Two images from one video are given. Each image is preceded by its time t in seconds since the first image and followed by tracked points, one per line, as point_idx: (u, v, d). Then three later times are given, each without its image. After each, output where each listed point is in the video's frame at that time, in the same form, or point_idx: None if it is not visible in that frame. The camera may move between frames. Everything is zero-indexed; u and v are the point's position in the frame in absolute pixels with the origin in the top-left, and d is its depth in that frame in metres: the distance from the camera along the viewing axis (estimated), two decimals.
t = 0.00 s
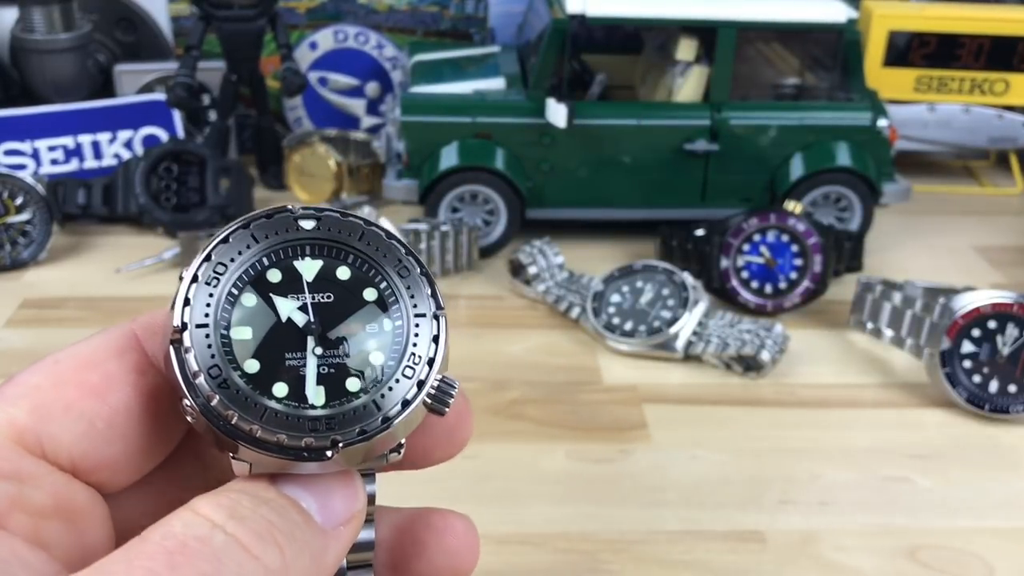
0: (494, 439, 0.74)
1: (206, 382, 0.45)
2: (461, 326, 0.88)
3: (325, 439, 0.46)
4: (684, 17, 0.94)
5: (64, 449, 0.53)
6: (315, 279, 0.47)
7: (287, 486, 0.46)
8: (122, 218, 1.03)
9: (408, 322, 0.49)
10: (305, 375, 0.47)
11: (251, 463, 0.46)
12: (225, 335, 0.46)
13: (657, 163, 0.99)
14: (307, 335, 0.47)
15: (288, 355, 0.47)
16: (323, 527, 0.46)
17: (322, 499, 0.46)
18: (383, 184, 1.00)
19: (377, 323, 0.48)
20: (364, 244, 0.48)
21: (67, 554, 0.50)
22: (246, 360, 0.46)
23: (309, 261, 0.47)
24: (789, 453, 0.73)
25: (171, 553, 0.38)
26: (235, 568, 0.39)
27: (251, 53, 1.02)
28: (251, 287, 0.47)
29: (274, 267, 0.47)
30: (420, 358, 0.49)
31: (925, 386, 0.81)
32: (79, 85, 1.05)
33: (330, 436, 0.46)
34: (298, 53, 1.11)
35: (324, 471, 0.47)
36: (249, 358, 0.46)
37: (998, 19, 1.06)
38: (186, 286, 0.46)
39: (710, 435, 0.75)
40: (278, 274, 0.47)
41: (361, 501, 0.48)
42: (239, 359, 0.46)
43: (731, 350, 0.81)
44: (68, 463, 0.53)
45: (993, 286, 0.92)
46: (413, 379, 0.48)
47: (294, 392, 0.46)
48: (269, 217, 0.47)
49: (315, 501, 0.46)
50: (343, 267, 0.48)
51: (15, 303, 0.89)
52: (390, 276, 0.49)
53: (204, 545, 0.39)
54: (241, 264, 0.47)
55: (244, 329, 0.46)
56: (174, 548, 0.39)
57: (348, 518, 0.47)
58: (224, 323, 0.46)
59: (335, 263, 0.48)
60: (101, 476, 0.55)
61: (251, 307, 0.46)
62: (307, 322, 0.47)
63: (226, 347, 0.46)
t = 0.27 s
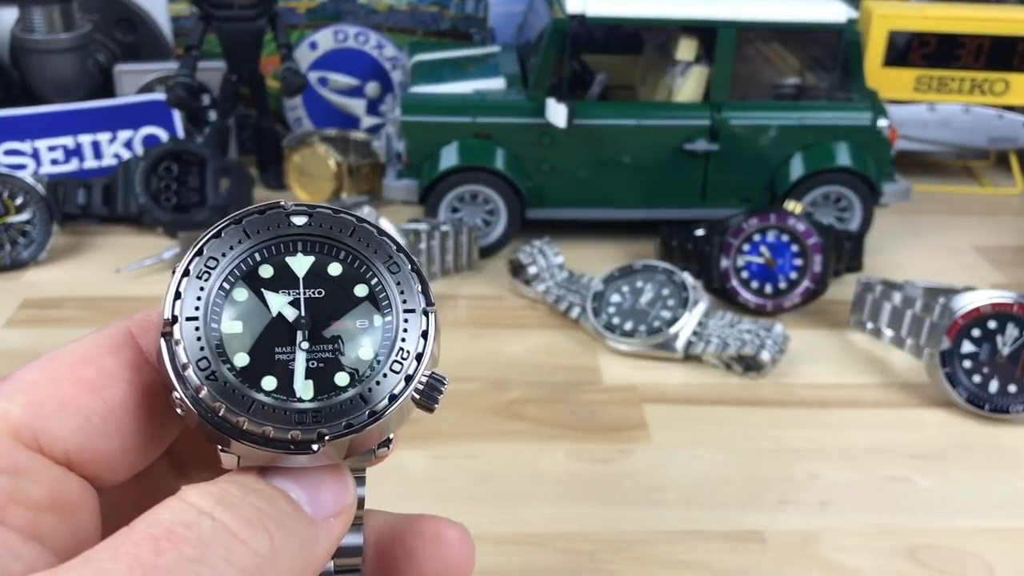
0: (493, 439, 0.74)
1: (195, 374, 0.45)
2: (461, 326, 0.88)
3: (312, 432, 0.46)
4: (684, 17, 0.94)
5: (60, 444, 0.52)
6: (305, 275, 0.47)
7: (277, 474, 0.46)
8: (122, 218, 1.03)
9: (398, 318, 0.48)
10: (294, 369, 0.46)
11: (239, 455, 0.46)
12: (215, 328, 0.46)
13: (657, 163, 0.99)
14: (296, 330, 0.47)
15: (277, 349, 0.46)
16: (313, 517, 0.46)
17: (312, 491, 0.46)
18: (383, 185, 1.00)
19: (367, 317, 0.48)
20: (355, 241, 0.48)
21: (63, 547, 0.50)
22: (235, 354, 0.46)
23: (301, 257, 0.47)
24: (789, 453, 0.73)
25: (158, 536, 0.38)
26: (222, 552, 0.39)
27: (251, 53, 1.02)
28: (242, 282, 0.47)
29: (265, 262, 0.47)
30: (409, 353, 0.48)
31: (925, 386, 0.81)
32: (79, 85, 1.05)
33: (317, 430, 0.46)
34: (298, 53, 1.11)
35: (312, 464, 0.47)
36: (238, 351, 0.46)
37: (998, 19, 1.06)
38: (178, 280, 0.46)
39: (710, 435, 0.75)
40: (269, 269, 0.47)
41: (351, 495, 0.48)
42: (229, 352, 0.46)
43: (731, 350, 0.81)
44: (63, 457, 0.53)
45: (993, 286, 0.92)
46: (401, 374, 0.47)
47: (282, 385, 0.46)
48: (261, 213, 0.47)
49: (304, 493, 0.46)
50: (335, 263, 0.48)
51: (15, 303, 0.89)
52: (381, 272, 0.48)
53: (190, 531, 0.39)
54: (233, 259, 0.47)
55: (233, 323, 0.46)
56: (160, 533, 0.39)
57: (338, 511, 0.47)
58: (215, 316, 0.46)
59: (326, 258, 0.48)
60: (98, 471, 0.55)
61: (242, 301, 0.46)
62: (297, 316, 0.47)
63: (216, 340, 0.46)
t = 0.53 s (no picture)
0: (493, 439, 0.74)
1: (184, 374, 0.45)
2: (461, 326, 0.88)
3: (300, 429, 0.46)
4: (684, 17, 0.94)
5: (50, 445, 0.52)
6: (295, 275, 0.47)
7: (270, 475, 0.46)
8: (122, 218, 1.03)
9: (387, 315, 0.48)
10: (283, 368, 0.46)
11: (230, 455, 0.46)
12: (206, 328, 0.46)
13: (657, 163, 0.99)
14: (285, 330, 0.47)
15: (266, 348, 0.46)
16: (306, 518, 0.46)
17: (307, 493, 0.47)
18: (383, 185, 1.00)
19: (356, 315, 0.48)
20: (342, 240, 0.48)
21: (54, 547, 0.49)
22: (224, 354, 0.46)
23: (290, 258, 0.48)
24: (789, 453, 0.73)
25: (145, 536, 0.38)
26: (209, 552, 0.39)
27: (251, 53, 1.02)
28: (231, 283, 0.47)
29: (255, 264, 0.47)
30: (398, 350, 0.48)
31: (926, 386, 0.81)
32: (79, 85, 1.05)
33: (305, 426, 0.46)
34: (298, 53, 1.11)
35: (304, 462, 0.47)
36: (228, 351, 0.46)
37: (997, 19, 1.06)
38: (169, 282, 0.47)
39: (710, 435, 0.75)
40: (259, 270, 0.47)
41: (346, 497, 0.48)
42: (219, 352, 0.46)
43: (731, 350, 0.81)
44: (55, 459, 0.53)
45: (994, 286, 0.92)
46: (390, 370, 0.47)
47: (271, 383, 0.46)
48: (250, 215, 0.48)
49: (298, 493, 0.46)
50: (324, 263, 0.48)
51: (15, 303, 0.89)
52: (368, 270, 0.48)
53: (179, 529, 0.39)
54: (222, 261, 0.47)
55: (224, 323, 0.46)
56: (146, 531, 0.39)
57: (332, 513, 0.47)
58: (205, 317, 0.46)
59: (314, 259, 0.48)
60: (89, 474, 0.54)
61: (232, 302, 0.47)
62: (286, 316, 0.47)
63: (206, 340, 0.46)
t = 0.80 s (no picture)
0: (493, 439, 0.74)
1: (211, 388, 0.45)
2: (461, 325, 0.88)
3: (329, 435, 0.45)
4: (684, 17, 0.94)
5: (65, 457, 0.53)
6: (316, 293, 0.48)
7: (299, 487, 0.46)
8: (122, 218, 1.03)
9: (409, 323, 0.48)
10: (309, 379, 0.46)
11: (257, 470, 0.46)
12: (232, 345, 0.46)
13: (657, 163, 0.99)
14: (309, 343, 0.47)
15: (292, 362, 0.46)
16: (334, 544, 0.46)
17: (339, 514, 0.46)
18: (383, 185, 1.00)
19: (378, 328, 0.48)
20: (361, 255, 0.48)
21: (65, 558, 0.50)
22: (250, 368, 0.46)
23: (311, 277, 0.48)
24: (789, 454, 0.73)
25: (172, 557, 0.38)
26: None
27: (250, 53, 1.02)
28: (254, 302, 0.47)
29: (276, 284, 0.47)
30: (421, 355, 0.47)
31: (926, 386, 0.81)
32: (79, 85, 1.05)
33: (333, 434, 0.45)
34: (299, 53, 1.11)
35: (333, 467, 0.46)
36: (254, 366, 0.46)
37: (997, 19, 1.06)
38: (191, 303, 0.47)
39: (710, 435, 0.75)
40: (281, 289, 0.47)
41: (375, 522, 0.47)
42: (246, 365, 0.46)
43: (731, 350, 0.81)
44: (67, 471, 0.53)
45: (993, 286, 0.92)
46: (415, 375, 0.47)
47: (297, 394, 0.46)
48: (269, 236, 0.48)
49: (328, 516, 0.46)
50: (344, 280, 0.48)
51: (15, 303, 0.89)
52: (389, 282, 0.48)
53: (206, 552, 0.39)
54: (244, 280, 0.47)
55: (248, 341, 0.46)
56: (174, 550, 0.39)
57: (360, 539, 0.46)
58: (230, 334, 0.46)
59: (335, 276, 0.48)
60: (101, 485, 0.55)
61: (255, 321, 0.47)
62: (310, 329, 0.47)
63: (231, 356, 0.46)
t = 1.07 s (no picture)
0: (493, 438, 0.74)
1: (214, 379, 0.45)
2: (461, 325, 0.88)
3: (331, 420, 0.45)
4: (684, 17, 0.94)
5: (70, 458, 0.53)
6: (314, 290, 0.48)
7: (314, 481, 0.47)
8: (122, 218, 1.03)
9: (406, 316, 0.48)
10: (309, 370, 0.46)
11: (262, 459, 0.47)
12: (235, 338, 0.47)
13: (657, 163, 0.99)
14: (308, 336, 0.47)
15: (292, 354, 0.46)
16: (334, 536, 0.45)
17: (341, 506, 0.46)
18: (383, 185, 1.00)
19: (376, 321, 0.48)
20: (356, 254, 0.49)
21: (68, 557, 0.49)
22: (252, 361, 0.46)
23: (309, 275, 0.48)
24: (788, 453, 0.73)
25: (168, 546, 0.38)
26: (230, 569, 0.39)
27: (250, 53, 1.02)
28: (254, 299, 0.47)
29: (275, 282, 0.48)
30: (419, 345, 0.48)
31: (926, 386, 0.81)
32: (79, 85, 1.05)
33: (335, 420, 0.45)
34: (298, 53, 1.11)
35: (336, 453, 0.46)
36: (256, 359, 0.46)
37: (997, 19, 1.06)
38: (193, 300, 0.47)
39: (710, 435, 0.75)
40: (280, 287, 0.48)
41: (376, 518, 0.47)
42: (249, 357, 0.46)
43: (731, 350, 0.81)
44: (74, 473, 0.54)
45: (993, 286, 0.92)
46: (413, 363, 0.47)
47: (298, 383, 0.46)
48: (266, 236, 0.49)
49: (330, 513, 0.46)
50: (340, 278, 0.49)
51: (15, 303, 0.89)
52: (384, 279, 0.49)
53: (202, 541, 0.39)
54: (244, 279, 0.48)
55: (249, 335, 0.47)
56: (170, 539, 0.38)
57: (360, 533, 0.46)
58: (232, 328, 0.47)
59: (332, 274, 0.49)
60: (107, 486, 0.55)
61: (255, 317, 0.47)
62: (310, 322, 0.47)
63: (233, 349, 0.46)
